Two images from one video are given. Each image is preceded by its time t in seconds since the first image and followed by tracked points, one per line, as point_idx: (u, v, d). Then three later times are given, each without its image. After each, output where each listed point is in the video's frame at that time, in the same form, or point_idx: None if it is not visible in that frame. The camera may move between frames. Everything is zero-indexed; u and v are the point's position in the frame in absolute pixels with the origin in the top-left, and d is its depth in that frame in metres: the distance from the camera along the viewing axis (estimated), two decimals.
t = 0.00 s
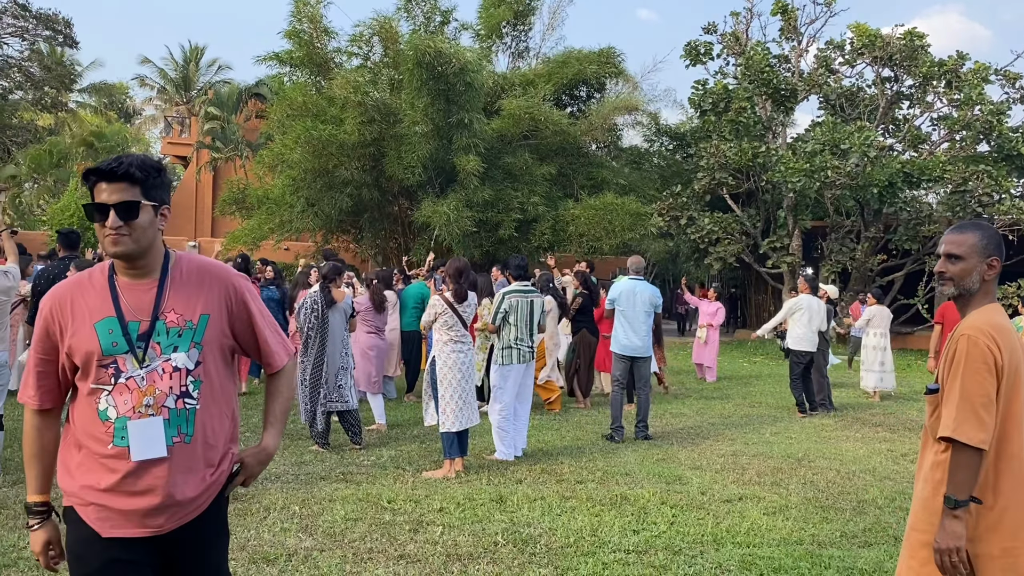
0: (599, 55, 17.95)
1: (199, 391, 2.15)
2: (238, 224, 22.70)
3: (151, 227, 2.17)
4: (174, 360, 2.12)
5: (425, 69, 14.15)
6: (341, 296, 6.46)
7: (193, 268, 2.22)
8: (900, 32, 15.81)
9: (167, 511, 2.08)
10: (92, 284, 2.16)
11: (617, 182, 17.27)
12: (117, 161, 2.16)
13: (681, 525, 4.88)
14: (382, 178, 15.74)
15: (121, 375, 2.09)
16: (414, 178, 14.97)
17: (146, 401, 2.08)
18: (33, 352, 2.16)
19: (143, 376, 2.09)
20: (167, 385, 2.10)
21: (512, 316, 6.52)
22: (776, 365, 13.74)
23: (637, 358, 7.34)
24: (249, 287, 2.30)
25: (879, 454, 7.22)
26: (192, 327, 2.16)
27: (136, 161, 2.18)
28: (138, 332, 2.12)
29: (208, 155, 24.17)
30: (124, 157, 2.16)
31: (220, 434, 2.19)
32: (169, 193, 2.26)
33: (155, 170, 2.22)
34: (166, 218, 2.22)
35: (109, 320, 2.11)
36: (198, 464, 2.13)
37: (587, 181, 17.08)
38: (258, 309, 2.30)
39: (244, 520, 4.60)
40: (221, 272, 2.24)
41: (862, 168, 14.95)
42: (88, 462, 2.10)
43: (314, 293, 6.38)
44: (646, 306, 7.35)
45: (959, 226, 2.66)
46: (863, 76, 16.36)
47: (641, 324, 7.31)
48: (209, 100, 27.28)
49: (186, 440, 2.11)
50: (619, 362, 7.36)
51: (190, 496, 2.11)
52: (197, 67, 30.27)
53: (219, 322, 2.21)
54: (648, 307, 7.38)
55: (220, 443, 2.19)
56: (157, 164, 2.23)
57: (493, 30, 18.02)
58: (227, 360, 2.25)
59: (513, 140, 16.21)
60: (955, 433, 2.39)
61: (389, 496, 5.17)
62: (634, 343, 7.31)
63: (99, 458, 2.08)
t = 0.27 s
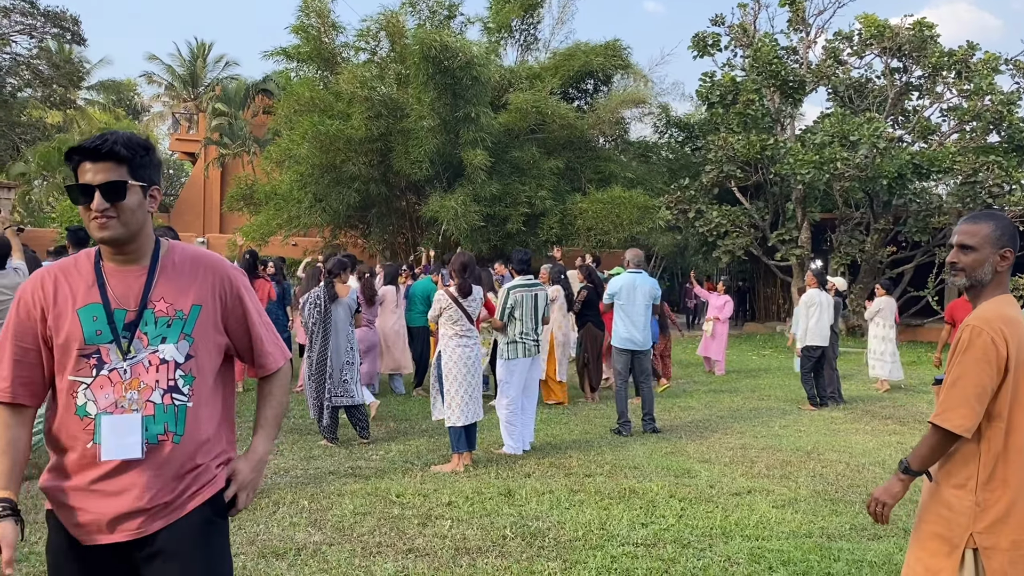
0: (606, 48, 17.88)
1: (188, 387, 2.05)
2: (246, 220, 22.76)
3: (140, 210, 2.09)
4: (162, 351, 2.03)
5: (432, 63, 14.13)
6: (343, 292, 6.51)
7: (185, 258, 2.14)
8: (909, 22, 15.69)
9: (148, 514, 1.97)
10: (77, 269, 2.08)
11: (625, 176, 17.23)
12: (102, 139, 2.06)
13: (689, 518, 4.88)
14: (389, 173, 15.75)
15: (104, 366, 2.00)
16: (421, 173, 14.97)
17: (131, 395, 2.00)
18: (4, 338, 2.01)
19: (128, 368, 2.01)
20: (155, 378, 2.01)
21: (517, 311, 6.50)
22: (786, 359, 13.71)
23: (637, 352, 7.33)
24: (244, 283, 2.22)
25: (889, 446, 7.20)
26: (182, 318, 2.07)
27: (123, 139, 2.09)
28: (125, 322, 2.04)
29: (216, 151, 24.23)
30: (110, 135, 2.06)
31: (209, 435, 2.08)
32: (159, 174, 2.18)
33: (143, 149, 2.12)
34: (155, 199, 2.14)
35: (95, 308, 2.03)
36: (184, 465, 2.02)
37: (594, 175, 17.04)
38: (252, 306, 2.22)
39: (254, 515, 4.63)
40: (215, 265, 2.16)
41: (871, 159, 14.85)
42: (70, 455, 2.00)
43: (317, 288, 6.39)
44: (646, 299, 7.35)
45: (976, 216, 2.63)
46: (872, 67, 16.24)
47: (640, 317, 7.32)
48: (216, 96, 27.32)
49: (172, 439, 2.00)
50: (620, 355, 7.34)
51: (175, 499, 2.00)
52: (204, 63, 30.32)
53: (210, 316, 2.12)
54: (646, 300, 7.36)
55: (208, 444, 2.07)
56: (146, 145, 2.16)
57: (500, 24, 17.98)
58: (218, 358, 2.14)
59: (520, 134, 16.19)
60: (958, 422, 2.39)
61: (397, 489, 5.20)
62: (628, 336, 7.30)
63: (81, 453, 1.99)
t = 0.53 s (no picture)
0: (609, 39, 17.80)
1: (160, 391, 1.87)
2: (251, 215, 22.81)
3: (127, 195, 1.93)
4: (133, 351, 1.86)
5: (435, 56, 14.11)
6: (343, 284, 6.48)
7: (171, 249, 1.97)
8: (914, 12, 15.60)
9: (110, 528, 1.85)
10: (65, 262, 1.98)
11: (629, 168, 17.19)
12: (94, 117, 1.93)
13: (694, 509, 4.88)
14: (393, 167, 15.75)
15: (74, 365, 1.88)
16: (425, 167, 14.97)
17: (97, 397, 1.85)
18: None
19: (97, 367, 1.86)
20: (123, 379, 1.85)
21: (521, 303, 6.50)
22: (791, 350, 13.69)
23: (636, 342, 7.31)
24: (237, 281, 2.00)
25: (895, 436, 7.18)
26: (158, 316, 1.89)
27: (113, 118, 1.95)
28: (99, 317, 1.91)
29: (221, 146, 24.27)
30: (100, 113, 1.92)
31: (179, 446, 1.89)
32: (152, 157, 2.03)
33: (138, 132, 1.98)
34: (146, 184, 1.99)
35: (71, 302, 1.92)
36: (148, 479, 1.85)
37: (599, 167, 17.01)
38: (241, 304, 1.98)
39: (260, 507, 4.65)
40: (202, 257, 1.97)
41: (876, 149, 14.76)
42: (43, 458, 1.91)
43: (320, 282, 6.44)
44: (647, 290, 7.34)
45: (975, 202, 2.63)
46: (877, 57, 16.16)
47: (639, 308, 7.29)
48: (220, 92, 27.35)
49: (136, 448, 1.84)
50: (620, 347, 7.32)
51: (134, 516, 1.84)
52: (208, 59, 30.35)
53: (190, 313, 1.92)
54: (644, 291, 7.33)
55: (179, 456, 1.88)
56: (140, 126, 2.01)
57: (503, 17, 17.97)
58: (200, 361, 1.95)
59: (524, 127, 16.17)
60: (965, 411, 2.37)
61: (402, 481, 5.21)
62: (629, 328, 7.28)
63: (50, 457, 1.88)
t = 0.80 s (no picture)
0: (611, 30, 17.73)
1: (112, 402, 1.71)
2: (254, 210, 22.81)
3: (105, 188, 1.81)
4: (85, 355, 1.72)
5: (436, 48, 14.08)
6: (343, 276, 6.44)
7: (144, 245, 1.80)
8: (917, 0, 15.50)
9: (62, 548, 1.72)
10: (51, 256, 1.89)
11: (632, 160, 17.14)
12: (72, 101, 1.82)
13: (697, 498, 4.87)
14: (395, 160, 15.72)
15: (31, 365, 1.78)
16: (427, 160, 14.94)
17: (46, 403, 1.74)
18: None
19: (51, 371, 1.75)
20: (73, 386, 1.71)
21: (523, 295, 6.49)
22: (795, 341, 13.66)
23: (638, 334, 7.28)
24: (213, 281, 1.78)
25: (898, 426, 7.17)
26: (115, 317, 1.73)
27: (93, 102, 1.82)
28: (61, 315, 1.79)
29: (222, 141, 24.27)
30: (79, 97, 1.81)
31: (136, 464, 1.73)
32: (138, 147, 1.91)
33: (119, 119, 1.85)
34: (129, 175, 1.86)
35: (38, 298, 1.82)
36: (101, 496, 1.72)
37: (601, 159, 16.97)
38: (216, 306, 1.77)
39: (262, 498, 4.65)
40: (173, 254, 1.78)
41: (880, 139, 14.72)
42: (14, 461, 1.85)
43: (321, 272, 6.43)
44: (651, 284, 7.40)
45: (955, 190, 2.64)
46: (880, 46, 16.07)
47: (641, 300, 7.27)
48: (222, 86, 27.31)
49: (83, 461, 1.70)
50: (623, 340, 7.29)
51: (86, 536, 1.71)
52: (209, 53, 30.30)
53: (155, 316, 1.74)
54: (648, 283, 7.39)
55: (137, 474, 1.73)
56: (123, 110, 1.88)
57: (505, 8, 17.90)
58: (167, 369, 1.76)
59: (526, 119, 16.13)
60: (978, 399, 2.32)
61: (404, 472, 5.21)
62: (635, 319, 7.21)
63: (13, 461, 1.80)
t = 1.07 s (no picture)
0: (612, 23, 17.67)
1: (80, 417, 1.60)
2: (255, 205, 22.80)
3: (72, 178, 1.67)
4: (51, 368, 1.60)
5: (436, 42, 14.03)
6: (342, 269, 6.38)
7: (113, 243, 1.66)
8: None
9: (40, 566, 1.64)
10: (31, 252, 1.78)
11: (633, 152, 17.10)
12: (32, 85, 1.67)
13: (698, 491, 4.87)
14: (396, 154, 15.69)
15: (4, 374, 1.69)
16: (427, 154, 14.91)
17: (15, 415, 1.65)
18: None
19: (22, 380, 1.65)
20: (40, 399, 1.61)
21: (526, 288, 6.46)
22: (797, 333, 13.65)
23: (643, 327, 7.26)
24: (181, 281, 1.60)
25: (900, 418, 7.15)
26: (79, 327, 1.60)
27: (51, 85, 1.66)
28: (32, 320, 1.68)
29: (223, 136, 24.25)
30: (37, 81, 1.65)
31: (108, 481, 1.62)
32: (110, 132, 1.76)
33: (84, 103, 1.70)
34: (99, 163, 1.72)
35: (14, 300, 1.73)
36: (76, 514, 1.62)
37: (602, 152, 16.93)
38: (184, 310, 1.59)
39: (264, 493, 4.66)
40: (140, 254, 1.62)
41: (881, 131, 14.68)
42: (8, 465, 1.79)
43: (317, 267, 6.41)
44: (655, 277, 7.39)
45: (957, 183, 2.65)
46: (881, 37, 15.99)
47: (645, 293, 7.25)
48: (222, 81, 27.27)
49: (54, 478, 1.62)
50: (626, 334, 7.25)
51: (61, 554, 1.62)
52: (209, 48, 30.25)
53: (120, 323, 1.60)
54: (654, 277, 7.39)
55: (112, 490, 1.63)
56: (89, 92, 1.73)
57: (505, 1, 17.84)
58: (139, 379, 1.62)
59: (527, 113, 16.10)
60: (949, 390, 2.35)
61: (406, 467, 5.21)
62: (643, 313, 7.19)
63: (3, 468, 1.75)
